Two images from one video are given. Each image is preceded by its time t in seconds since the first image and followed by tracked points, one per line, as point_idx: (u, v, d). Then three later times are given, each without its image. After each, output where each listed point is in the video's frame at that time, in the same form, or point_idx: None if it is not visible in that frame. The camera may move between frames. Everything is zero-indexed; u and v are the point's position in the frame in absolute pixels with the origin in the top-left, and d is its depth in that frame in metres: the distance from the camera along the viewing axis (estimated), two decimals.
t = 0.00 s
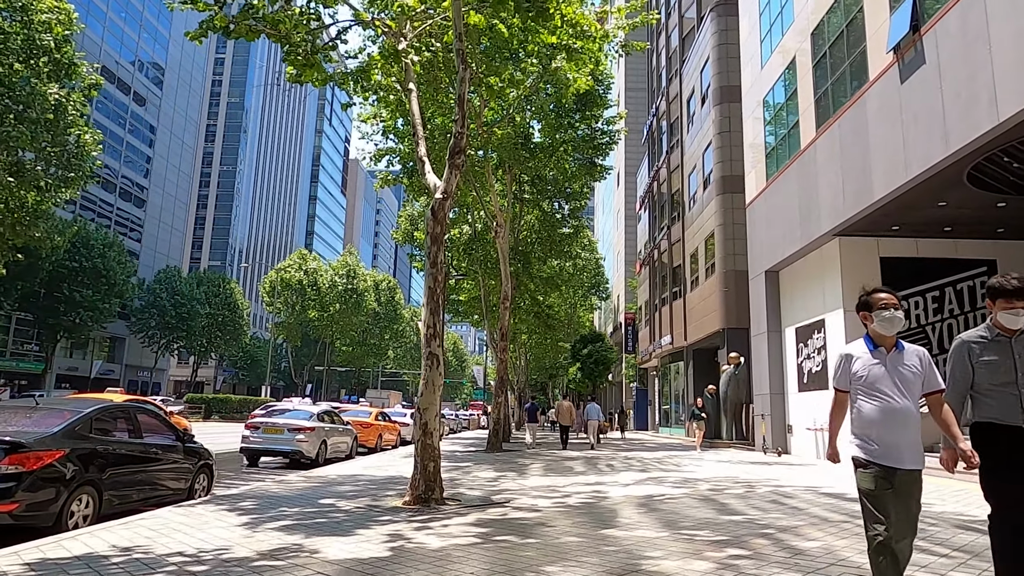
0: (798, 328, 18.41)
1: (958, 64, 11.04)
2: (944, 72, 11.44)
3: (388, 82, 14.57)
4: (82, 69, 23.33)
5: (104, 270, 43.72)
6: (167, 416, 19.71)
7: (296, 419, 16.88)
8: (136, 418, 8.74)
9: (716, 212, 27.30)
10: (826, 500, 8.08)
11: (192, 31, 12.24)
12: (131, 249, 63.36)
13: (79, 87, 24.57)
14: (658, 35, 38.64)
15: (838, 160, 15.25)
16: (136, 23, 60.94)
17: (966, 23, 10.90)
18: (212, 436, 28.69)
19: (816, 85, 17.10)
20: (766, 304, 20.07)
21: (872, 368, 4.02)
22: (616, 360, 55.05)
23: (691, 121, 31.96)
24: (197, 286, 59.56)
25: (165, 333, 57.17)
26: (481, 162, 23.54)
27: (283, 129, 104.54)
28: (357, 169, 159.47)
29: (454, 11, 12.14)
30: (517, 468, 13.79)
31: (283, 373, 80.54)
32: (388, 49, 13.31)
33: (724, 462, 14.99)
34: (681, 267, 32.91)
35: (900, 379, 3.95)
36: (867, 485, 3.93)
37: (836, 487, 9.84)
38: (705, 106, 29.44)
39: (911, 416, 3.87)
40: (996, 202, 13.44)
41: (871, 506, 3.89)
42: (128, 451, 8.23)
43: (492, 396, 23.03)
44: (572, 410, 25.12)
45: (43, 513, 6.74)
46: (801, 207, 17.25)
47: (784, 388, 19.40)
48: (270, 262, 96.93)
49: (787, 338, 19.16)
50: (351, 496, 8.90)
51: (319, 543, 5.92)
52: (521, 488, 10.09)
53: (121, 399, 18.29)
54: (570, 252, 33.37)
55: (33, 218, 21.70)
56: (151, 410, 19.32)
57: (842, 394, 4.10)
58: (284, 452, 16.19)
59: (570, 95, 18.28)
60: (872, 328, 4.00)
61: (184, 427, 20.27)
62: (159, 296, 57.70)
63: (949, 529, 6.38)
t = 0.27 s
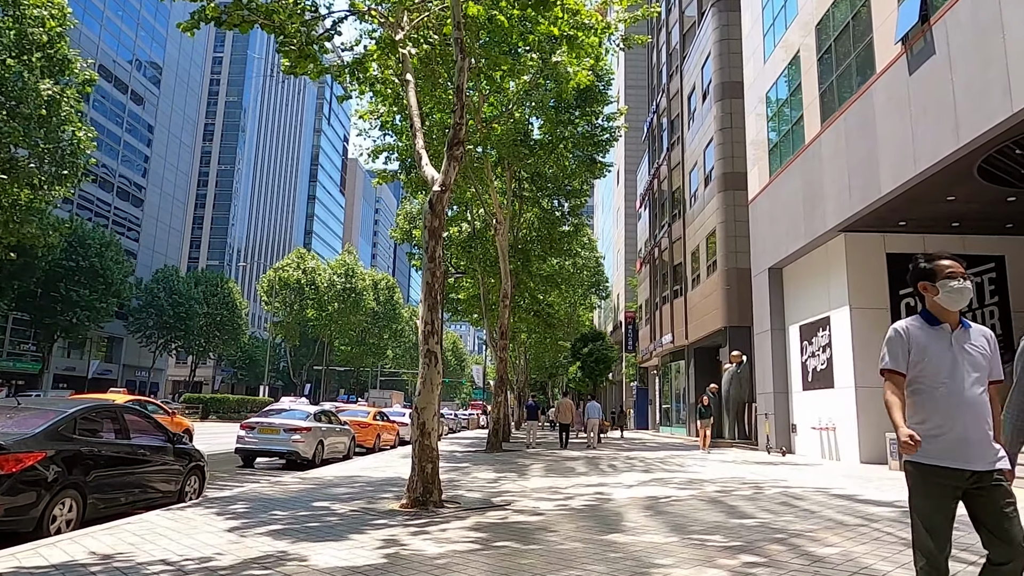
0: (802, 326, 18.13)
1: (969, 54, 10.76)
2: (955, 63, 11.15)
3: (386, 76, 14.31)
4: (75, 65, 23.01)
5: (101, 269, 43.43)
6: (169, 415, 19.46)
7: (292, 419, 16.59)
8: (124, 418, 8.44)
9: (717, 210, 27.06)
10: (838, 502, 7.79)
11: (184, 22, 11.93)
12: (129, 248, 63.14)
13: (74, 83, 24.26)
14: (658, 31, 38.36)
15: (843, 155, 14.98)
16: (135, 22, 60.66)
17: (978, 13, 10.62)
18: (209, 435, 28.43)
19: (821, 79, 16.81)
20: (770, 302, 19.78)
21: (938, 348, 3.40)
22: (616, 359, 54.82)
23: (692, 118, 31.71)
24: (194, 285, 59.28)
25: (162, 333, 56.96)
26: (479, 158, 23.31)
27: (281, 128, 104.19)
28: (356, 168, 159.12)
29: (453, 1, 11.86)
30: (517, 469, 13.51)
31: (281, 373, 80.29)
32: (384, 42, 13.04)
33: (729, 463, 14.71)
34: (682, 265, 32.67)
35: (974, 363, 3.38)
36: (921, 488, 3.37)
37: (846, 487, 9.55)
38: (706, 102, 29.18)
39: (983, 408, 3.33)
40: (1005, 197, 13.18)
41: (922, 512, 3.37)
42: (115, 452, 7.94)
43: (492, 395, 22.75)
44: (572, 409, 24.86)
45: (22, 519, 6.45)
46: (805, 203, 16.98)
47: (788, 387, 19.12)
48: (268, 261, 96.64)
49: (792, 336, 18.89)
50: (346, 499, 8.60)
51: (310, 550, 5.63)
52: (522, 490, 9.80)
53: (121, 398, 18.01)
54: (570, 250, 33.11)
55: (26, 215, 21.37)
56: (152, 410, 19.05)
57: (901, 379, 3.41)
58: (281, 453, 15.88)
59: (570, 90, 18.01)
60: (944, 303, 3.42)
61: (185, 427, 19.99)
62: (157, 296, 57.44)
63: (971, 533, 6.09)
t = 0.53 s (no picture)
0: (806, 323, 17.85)
1: (979, 43, 10.47)
2: (965, 52, 10.86)
3: (383, 69, 14.04)
4: (71, 61, 22.71)
5: (100, 269, 43.18)
6: (176, 415, 19.30)
7: (289, 419, 16.35)
8: (110, 419, 8.18)
9: (719, 206, 26.80)
10: (849, 504, 7.51)
11: (175, 14, 11.60)
12: (128, 248, 62.89)
13: (69, 80, 23.97)
14: (659, 28, 38.06)
15: (849, 148, 14.70)
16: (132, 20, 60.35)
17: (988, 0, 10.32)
18: (207, 436, 28.18)
19: (825, 72, 16.53)
20: (773, 299, 19.51)
21: None
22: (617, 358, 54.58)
23: (693, 115, 31.46)
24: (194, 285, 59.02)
25: (162, 332, 56.78)
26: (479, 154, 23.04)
27: (280, 127, 103.90)
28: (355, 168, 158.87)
29: None
30: (516, 469, 13.23)
31: (281, 373, 80.09)
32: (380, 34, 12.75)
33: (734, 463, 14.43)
34: (683, 263, 32.42)
35: None
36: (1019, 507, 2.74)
37: (855, 488, 9.27)
38: (708, 99, 28.92)
39: None
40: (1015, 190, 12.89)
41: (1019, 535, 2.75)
42: (100, 454, 7.67)
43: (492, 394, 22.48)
44: (571, 408, 24.62)
45: None
46: (809, 198, 16.71)
47: (792, 385, 18.85)
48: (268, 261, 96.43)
49: (795, 333, 18.62)
50: (339, 502, 8.32)
51: (297, 557, 5.35)
52: (522, 491, 9.53)
53: (126, 399, 17.86)
54: (570, 248, 32.86)
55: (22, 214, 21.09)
56: (158, 410, 18.92)
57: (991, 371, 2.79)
58: (277, 454, 15.63)
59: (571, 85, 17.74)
60: None
61: (190, 427, 19.81)
62: (157, 296, 57.21)
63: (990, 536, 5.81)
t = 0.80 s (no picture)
0: (812, 321, 17.58)
1: (992, 32, 10.18)
2: (976, 42, 10.58)
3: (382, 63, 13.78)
4: (66, 58, 22.46)
5: (99, 269, 42.99)
6: (183, 416, 19.17)
7: (286, 419, 16.11)
8: (97, 420, 7.94)
9: (721, 203, 26.55)
10: (861, 507, 7.24)
11: (166, 6, 11.30)
12: (128, 248, 62.71)
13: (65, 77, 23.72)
14: (659, 24, 37.80)
15: (855, 142, 14.41)
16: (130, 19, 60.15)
17: None
18: (206, 436, 27.96)
19: (830, 65, 16.25)
20: (777, 296, 19.22)
21: None
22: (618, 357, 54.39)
23: (695, 112, 31.21)
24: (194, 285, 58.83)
25: (162, 332, 56.62)
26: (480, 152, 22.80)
27: (280, 125, 103.63)
28: (356, 167, 158.72)
29: None
30: (516, 470, 12.95)
31: (282, 373, 79.92)
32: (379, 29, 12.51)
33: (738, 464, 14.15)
34: (685, 261, 32.19)
35: None
36: None
37: (864, 489, 9.00)
38: (710, 95, 28.66)
39: None
40: None
41: None
42: (86, 456, 7.42)
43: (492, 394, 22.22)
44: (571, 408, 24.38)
45: None
46: (814, 194, 16.43)
47: (797, 384, 18.57)
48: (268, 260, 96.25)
49: (800, 331, 18.36)
50: (334, 505, 8.06)
51: (284, 564, 5.09)
52: (522, 494, 9.26)
53: (133, 400, 17.76)
54: (571, 246, 32.61)
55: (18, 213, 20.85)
56: (166, 411, 18.81)
57: None
58: (274, 454, 15.38)
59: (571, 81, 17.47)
60: None
61: (196, 427, 19.66)
62: (157, 297, 57.04)
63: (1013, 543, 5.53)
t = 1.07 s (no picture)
0: (817, 318, 17.32)
1: (1004, 21, 9.91)
2: (987, 32, 10.33)
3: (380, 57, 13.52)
4: (62, 55, 22.19)
5: (99, 269, 42.82)
6: (192, 416, 19.03)
7: (284, 420, 15.92)
8: (85, 421, 7.72)
9: (724, 201, 26.30)
10: (874, 510, 7.01)
11: None
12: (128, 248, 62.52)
13: (61, 74, 23.47)
14: (661, 22, 37.56)
15: (862, 136, 14.14)
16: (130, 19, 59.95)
17: None
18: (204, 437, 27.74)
19: (836, 58, 15.97)
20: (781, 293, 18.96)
21: None
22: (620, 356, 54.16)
23: (697, 108, 30.97)
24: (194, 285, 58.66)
25: (163, 333, 56.42)
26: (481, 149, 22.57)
27: (281, 124, 103.42)
28: (357, 167, 158.63)
29: None
30: (517, 471, 12.73)
31: (283, 373, 79.74)
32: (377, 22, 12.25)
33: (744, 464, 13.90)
34: (688, 259, 31.97)
35: None
36: None
37: (875, 490, 8.77)
38: (712, 91, 28.41)
39: None
40: None
41: None
42: (72, 458, 7.21)
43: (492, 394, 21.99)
44: (572, 407, 24.17)
45: None
46: (819, 189, 16.16)
47: (801, 382, 18.33)
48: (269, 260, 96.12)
49: (805, 329, 18.10)
50: (329, 508, 7.83)
51: (273, 572, 4.85)
52: (523, 495, 9.03)
53: (143, 400, 17.65)
54: (572, 244, 32.37)
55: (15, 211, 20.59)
56: (175, 411, 18.68)
57: None
58: (271, 455, 15.18)
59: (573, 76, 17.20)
60: None
61: (204, 427, 19.53)
62: (157, 297, 56.87)
63: None
